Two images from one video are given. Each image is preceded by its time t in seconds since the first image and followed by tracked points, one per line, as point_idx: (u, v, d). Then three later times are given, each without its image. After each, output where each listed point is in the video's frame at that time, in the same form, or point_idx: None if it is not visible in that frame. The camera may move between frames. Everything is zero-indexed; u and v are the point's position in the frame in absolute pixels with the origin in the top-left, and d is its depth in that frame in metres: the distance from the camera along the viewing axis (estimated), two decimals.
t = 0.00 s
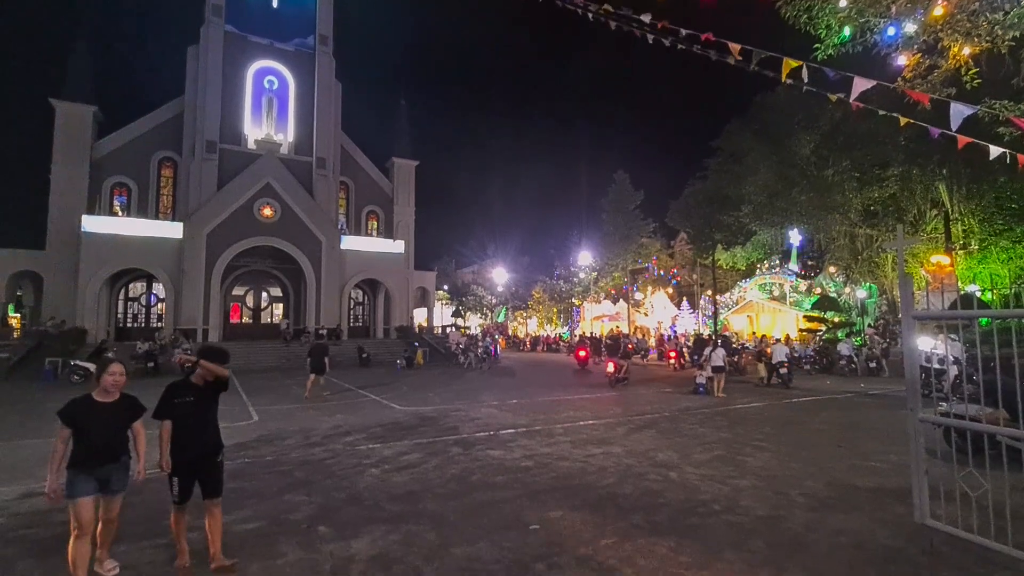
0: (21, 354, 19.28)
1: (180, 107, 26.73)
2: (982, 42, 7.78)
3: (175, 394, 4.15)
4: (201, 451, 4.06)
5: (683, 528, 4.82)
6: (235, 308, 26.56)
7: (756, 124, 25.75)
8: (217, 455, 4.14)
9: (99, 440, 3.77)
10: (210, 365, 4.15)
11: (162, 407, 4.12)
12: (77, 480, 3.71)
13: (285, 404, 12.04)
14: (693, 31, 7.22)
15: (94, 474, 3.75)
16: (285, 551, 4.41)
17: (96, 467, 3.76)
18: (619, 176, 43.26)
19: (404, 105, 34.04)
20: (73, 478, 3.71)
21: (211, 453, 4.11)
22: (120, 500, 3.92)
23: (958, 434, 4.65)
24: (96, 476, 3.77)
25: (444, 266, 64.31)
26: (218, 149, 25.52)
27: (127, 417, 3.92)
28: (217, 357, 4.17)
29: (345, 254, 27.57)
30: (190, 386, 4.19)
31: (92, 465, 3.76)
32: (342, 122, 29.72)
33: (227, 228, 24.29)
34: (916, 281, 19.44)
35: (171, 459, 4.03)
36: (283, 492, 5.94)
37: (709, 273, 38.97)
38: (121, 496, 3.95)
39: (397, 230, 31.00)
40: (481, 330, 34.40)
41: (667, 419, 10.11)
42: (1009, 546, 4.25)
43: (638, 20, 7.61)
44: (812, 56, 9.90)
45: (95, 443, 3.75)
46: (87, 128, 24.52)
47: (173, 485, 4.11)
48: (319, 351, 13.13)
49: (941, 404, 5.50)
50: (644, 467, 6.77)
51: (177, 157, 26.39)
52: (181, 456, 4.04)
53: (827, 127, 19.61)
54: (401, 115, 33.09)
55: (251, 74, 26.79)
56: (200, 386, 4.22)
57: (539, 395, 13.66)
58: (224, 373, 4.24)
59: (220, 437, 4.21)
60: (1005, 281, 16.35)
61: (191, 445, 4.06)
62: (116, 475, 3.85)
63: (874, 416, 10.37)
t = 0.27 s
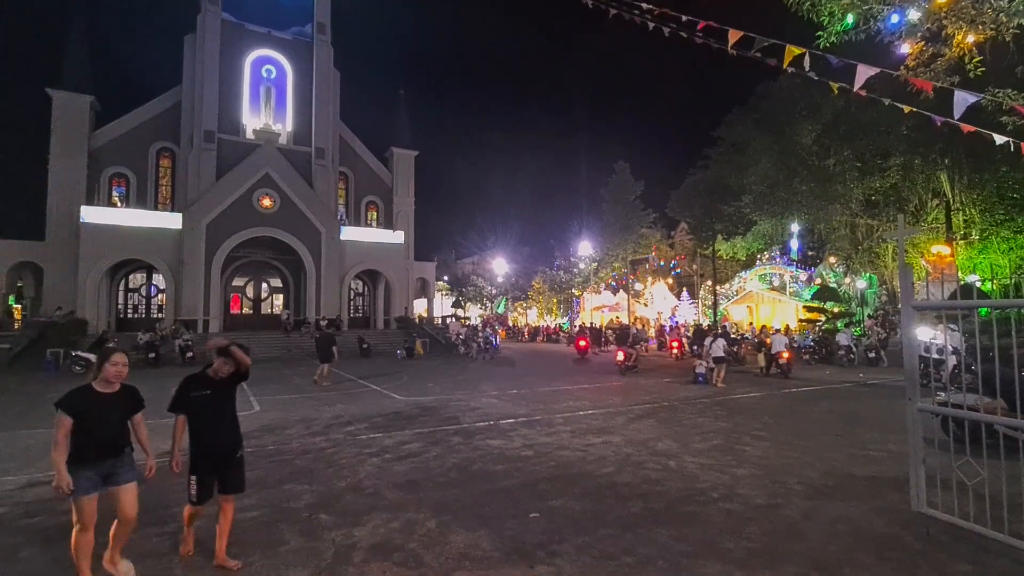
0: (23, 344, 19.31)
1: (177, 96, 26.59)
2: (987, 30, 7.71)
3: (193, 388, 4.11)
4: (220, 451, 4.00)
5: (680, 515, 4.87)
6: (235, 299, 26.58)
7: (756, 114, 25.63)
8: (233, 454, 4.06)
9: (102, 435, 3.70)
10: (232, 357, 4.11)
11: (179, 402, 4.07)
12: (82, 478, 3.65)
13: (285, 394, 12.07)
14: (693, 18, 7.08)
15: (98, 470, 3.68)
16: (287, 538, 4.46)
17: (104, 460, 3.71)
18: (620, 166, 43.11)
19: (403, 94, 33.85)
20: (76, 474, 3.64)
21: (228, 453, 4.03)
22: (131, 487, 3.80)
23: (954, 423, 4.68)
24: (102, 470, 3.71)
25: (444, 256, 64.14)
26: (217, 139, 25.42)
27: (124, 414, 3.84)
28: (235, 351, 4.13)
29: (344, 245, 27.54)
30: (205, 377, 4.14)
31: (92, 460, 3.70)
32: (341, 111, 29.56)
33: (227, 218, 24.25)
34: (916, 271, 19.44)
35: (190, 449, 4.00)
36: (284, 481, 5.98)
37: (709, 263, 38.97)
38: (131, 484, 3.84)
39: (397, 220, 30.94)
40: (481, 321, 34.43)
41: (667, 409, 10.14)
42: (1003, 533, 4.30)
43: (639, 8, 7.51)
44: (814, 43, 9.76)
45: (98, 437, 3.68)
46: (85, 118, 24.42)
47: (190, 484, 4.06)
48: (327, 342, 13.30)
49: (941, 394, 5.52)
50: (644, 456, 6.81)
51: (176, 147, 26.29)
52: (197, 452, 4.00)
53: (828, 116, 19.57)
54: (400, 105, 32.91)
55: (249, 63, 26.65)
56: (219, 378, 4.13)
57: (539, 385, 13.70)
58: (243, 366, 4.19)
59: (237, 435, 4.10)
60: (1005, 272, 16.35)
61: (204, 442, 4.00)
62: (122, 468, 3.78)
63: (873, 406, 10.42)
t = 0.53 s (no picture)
0: (25, 338, 19.34)
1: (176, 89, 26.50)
2: (991, 21, 7.69)
3: (211, 382, 3.93)
4: (229, 446, 3.81)
5: (680, 507, 4.90)
6: (235, 293, 26.61)
7: (757, 105, 25.53)
8: (247, 453, 3.89)
9: (113, 434, 3.55)
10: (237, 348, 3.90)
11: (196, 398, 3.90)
12: (95, 481, 3.51)
13: (287, 388, 12.11)
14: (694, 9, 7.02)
15: (105, 471, 3.56)
16: (290, 530, 4.49)
17: (113, 463, 3.54)
18: (621, 159, 43.03)
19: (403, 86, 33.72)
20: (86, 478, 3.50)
21: (238, 449, 3.85)
22: (139, 491, 3.61)
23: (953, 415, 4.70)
24: (111, 475, 3.55)
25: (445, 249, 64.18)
26: (216, 132, 25.36)
27: (139, 413, 3.68)
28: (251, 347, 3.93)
29: (346, 238, 27.52)
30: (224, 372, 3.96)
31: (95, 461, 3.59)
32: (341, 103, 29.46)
33: (227, 212, 24.23)
34: (917, 264, 19.45)
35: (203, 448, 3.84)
36: (287, 473, 6.02)
37: (710, 256, 38.96)
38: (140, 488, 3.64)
39: (398, 213, 30.91)
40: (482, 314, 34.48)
41: (667, 401, 10.18)
42: (1002, 525, 4.34)
43: None
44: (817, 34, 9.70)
45: (110, 437, 3.53)
46: (84, 111, 24.35)
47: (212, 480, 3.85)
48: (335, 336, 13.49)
49: (942, 388, 5.52)
50: (644, 448, 6.85)
51: (175, 140, 26.23)
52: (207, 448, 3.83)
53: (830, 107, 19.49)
54: (400, 97, 32.80)
55: (249, 56, 26.54)
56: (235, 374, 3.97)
57: (540, 378, 13.74)
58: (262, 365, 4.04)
59: (251, 436, 3.95)
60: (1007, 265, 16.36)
61: (216, 438, 3.83)
62: (132, 472, 3.61)
63: (874, 399, 10.44)
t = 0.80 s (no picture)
0: (30, 333, 19.45)
1: (177, 84, 26.46)
2: (996, 13, 7.63)
3: (223, 378, 3.77)
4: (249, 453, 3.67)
5: (681, 500, 4.92)
6: (238, 287, 26.68)
7: (760, 99, 25.40)
8: (260, 455, 3.74)
9: (137, 428, 3.37)
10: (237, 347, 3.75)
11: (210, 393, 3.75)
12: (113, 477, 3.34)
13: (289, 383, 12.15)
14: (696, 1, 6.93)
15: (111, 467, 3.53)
16: (293, 523, 4.52)
17: (135, 459, 3.36)
18: (623, 153, 42.91)
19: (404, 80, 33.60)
20: (109, 472, 3.32)
21: (256, 453, 3.72)
22: (158, 491, 3.45)
23: (955, 409, 4.70)
24: (135, 473, 3.37)
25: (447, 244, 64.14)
26: (217, 126, 25.35)
27: (161, 408, 3.48)
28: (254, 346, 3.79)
29: (347, 233, 27.51)
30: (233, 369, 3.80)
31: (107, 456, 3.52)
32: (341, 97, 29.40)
33: (229, 207, 24.23)
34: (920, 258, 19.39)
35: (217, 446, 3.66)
36: (289, 467, 6.05)
37: (712, 251, 38.90)
38: (161, 488, 3.47)
39: (399, 207, 30.88)
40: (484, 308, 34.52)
41: (668, 395, 10.21)
42: (1004, 519, 4.35)
43: None
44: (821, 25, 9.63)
45: (136, 430, 3.36)
46: (85, 106, 24.35)
47: (220, 482, 3.71)
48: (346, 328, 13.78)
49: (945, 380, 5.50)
50: (645, 442, 6.86)
51: (176, 135, 26.19)
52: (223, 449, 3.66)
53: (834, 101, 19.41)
54: (401, 91, 32.72)
55: (249, 50, 26.49)
56: (250, 373, 3.82)
57: (541, 372, 13.77)
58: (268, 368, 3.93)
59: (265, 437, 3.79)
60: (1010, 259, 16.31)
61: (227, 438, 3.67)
62: (156, 469, 3.43)
63: (877, 393, 10.44)
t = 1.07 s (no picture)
0: (44, 327, 19.69)
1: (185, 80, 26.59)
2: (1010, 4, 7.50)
3: (236, 376, 3.73)
4: (265, 451, 3.64)
5: (689, 496, 4.92)
6: (247, 283, 26.87)
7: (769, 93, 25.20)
8: (280, 452, 3.72)
9: (160, 428, 3.26)
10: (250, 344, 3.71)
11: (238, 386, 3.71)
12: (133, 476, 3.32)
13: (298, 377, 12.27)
14: None
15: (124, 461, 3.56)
16: (302, 516, 4.57)
17: (159, 462, 3.26)
18: (630, 148, 42.72)
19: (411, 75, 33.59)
20: (132, 475, 3.20)
21: (274, 449, 3.69)
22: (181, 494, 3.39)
23: (967, 405, 4.67)
24: (160, 475, 3.27)
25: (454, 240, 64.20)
26: (225, 122, 25.47)
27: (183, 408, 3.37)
28: (268, 342, 3.76)
29: (355, 229, 27.58)
30: (244, 365, 3.73)
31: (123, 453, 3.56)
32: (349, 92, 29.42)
33: (238, 202, 24.35)
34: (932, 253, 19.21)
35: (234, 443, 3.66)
36: (299, 461, 6.11)
37: (721, 246, 38.72)
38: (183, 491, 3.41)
39: (407, 203, 30.92)
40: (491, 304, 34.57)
41: (676, 391, 10.20)
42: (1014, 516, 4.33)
43: None
44: (832, 18, 9.51)
45: (158, 430, 3.25)
46: (95, 102, 24.53)
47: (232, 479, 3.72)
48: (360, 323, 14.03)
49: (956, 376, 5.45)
50: (652, 438, 6.85)
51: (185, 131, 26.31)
52: (243, 448, 3.64)
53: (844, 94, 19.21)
54: (408, 86, 32.71)
55: (257, 46, 26.56)
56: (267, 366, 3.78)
57: (549, 368, 13.80)
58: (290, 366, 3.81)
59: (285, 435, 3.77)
60: None
61: (245, 436, 3.64)
62: (180, 471, 3.35)
63: (886, 389, 10.39)
